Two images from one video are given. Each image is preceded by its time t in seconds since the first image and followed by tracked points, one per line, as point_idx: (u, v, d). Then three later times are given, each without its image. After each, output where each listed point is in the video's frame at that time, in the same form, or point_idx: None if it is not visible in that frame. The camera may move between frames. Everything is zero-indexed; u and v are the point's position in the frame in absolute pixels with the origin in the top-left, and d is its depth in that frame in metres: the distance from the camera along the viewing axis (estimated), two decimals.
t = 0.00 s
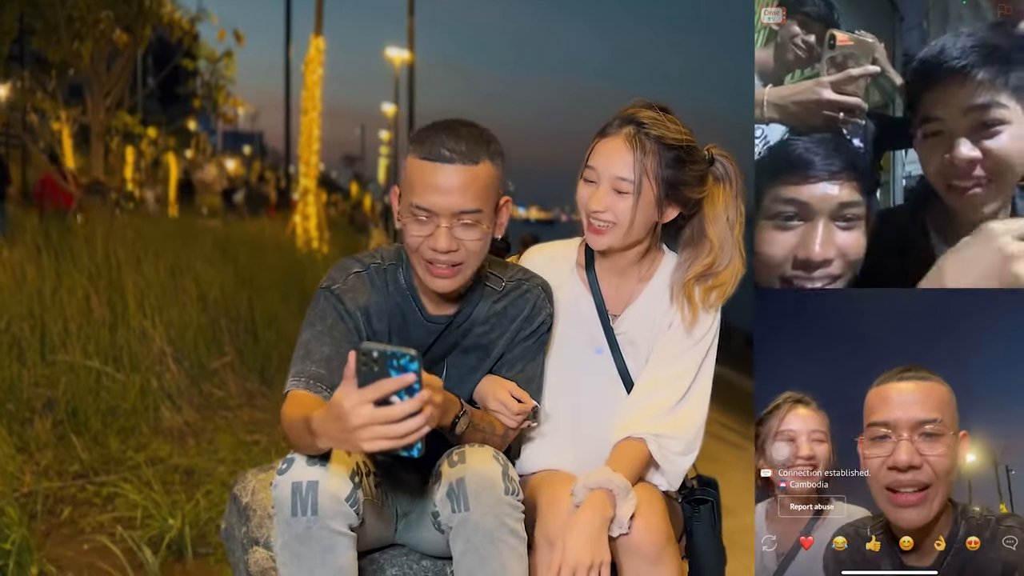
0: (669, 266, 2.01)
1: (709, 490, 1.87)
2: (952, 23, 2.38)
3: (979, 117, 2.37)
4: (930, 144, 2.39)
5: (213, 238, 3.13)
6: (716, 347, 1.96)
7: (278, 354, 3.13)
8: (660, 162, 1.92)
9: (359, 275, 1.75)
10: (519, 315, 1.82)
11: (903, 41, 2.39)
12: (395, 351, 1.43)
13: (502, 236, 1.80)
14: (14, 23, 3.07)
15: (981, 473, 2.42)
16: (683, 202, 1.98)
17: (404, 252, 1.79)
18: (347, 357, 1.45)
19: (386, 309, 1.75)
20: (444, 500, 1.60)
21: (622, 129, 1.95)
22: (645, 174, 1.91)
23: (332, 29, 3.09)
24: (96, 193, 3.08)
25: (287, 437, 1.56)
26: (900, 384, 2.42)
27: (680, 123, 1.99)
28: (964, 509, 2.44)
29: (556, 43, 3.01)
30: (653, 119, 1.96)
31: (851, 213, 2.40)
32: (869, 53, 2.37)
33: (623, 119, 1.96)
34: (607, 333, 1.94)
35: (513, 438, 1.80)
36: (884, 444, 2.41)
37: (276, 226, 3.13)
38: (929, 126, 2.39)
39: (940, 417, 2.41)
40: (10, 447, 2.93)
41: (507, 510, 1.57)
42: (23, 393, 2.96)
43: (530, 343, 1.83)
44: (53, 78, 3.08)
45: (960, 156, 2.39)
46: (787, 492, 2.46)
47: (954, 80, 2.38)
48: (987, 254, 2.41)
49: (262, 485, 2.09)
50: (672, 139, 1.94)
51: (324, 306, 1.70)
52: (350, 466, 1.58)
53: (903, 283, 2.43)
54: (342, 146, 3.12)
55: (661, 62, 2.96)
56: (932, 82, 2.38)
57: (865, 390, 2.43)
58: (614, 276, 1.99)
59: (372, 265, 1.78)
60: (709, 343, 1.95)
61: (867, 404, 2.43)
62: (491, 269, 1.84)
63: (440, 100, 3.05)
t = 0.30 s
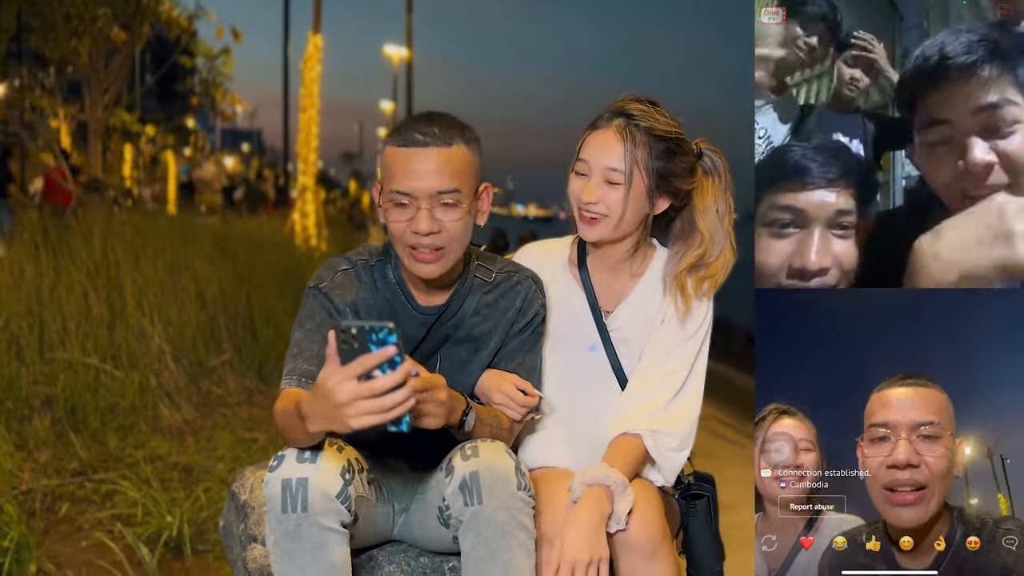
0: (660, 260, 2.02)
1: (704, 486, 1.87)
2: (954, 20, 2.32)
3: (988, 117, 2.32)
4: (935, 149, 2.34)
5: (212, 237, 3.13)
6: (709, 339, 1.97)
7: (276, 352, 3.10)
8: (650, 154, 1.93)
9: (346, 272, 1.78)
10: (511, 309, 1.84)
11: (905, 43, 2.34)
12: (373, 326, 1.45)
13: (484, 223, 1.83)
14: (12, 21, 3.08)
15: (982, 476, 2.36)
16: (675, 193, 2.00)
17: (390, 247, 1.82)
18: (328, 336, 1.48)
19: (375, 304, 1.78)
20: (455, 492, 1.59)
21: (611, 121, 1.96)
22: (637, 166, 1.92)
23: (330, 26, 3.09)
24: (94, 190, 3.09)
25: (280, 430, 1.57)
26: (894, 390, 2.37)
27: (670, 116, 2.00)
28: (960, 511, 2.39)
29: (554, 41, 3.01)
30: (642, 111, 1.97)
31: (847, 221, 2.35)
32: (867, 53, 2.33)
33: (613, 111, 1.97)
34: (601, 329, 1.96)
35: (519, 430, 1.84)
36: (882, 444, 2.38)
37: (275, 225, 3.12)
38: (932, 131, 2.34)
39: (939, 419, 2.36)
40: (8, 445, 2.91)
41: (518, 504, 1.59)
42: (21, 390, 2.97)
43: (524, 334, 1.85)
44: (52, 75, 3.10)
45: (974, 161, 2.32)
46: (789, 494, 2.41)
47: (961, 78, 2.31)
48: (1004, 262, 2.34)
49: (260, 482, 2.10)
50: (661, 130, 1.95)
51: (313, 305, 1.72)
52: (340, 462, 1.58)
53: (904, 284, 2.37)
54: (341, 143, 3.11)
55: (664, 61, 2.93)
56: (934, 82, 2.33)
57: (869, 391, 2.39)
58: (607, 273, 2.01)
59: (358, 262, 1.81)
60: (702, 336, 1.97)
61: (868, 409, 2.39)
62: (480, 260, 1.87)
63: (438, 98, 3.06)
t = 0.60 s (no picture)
0: (658, 260, 2.02)
1: (701, 484, 1.87)
2: (950, 20, 2.32)
3: (982, 131, 2.31)
4: (925, 161, 2.33)
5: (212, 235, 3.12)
6: (705, 337, 1.99)
7: (274, 350, 3.11)
8: (626, 156, 1.94)
9: (335, 272, 1.79)
10: (501, 301, 1.84)
11: (904, 44, 2.33)
12: (381, 306, 1.47)
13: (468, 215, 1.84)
14: (10, 20, 3.08)
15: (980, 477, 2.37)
16: (652, 198, 1.97)
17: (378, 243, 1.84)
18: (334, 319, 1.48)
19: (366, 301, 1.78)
20: (475, 485, 1.60)
21: (599, 121, 1.98)
22: (610, 168, 1.94)
23: (329, 24, 3.09)
24: (93, 189, 3.08)
25: (280, 426, 1.60)
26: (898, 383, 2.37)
27: (664, 117, 1.99)
28: (967, 506, 2.39)
29: (553, 39, 3.01)
30: (631, 112, 1.97)
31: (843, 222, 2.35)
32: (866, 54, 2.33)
33: (605, 111, 1.99)
34: (598, 327, 1.96)
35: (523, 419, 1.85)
36: (888, 439, 2.37)
37: (275, 224, 3.12)
38: (923, 143, 2.33)
39: (947, 414, 2.36)
40: (8, 444, 2.93)
41: (536, 499, 1.60)
42: (21, 389, 2.97)
43: (518, 328, 1.85)
44: (51, 74, 3.09)
45: (965, 180, 2.31)
46: (790, 493, 2.41)
47: (951, 91, 2.32)
48: (990, 281, 2.33)
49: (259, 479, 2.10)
50: (644, 134, 1.94)
51: (304, 305, 1.73)
52: (336, 457, 1.58)
53: (895, 285, 2.35)
54: (338, 140, 3.11)
55: (661, 59, 2.94)
56: (928, 89, 2.32)
57: (867, 393, 2.38)
58: (603, 272, 2.02)
59: (346, 260, 1.82)
60: (698, 336, 1.97)
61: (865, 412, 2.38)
62: (469, 253, 1.88)
63: (437, 96, 3.06)
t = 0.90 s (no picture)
0: (659, 260, 2.02)
1: (703, 482, 1.87)
2: (950, 20, 2.31)
3: (982, 134, 2.31)
4: (925, 163, 2.33)
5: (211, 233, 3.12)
6: (706, 336, 1.97)
7: (274, 348, 3.12)
8: (625, 158, 1.95)
9: (326, 273, 1.78)
10: (493, 297, 1.84)
11: (904, 46, 2.32)
12: (402, 308, 1.50)
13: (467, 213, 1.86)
14: (9, 18, 3.06)
15: (970, 475, 2.37)
16: (652, 200, 1.98)
17: (368, 244, 1.83)
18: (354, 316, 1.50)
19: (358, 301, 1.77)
20: (479, 484, 1.60)
21: (597, 122, 1.98)
22: (609, 169, 1.94)
23: (328, 22, 3.08)
24: (92, 187, 3.07)
25: (281, 423, 1.60)
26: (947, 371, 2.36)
27: (662, 118, 1.98)
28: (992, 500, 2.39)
29: (552, 38, 3.00)
30: (628, 113, 1.97)
31: (842, 222, 2.35)
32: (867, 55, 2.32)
33: (602, 112, 1.98)
34: (598, 326, 1.97)
35: (522, 417, 1.85)
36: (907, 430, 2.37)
37: (274, 223, 3.12)
38: (923, 145, 2.33)
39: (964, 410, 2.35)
40: (9, 442, 2.91)
41: (540, 498, 1.60)
42: (20, 388, 2.97)
43: (511, 325, 1.86)
44: (50, 72, 3.07)
45: (964, 183, 2.31)
46: (789, 493, 2.41)
47: (953, 95, 2.32)
48: (984, 284, 2.33)
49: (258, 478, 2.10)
50: (642, 135, 1.94)
51: (298, 306, 1.73)
52: (337, 457, 1.58)
53: (889, 285, 2.35)
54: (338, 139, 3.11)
55: (660, 57, 2.93)
56: (929, 91, 2.32)
57: (867, 392, 2.38)
58: (604, 271, 2.02)
59: (337, 261, 1.81)
60: (698, 335, 1.96)
61: (864, 412, 2.38)
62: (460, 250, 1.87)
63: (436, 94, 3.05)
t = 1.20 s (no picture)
0: (660, 259, 2.02)
1: (704, 480, 1.87)
2: (951, 20, 2.31)
3: (984, 134, 2.31)
4: (926, 163, 2.33)
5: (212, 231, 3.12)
6: (706, 336, 1.98)
7: (274, 347, 3.12)
8: (629, 157, 1.94)
9: (329, 271, 1.78)
10: (495, 297, 1.85)
11: (905, 45, 2.32)
12: (409, 311, 1.50)
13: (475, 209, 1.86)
14: (8, 16, 3.05)
15: (968, 472, 2.36)
16: (657, 197, 1.98)
17: (371, 242, 1.84)
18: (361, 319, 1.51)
19: (361, 300, 1.77)
20: (478, 482, 1.60)
21: (598, 123, 1.98)
22: (613, 169, 1.94)
23: (328, 20, 3.09)
24: (93, 186, 3.07)
25: (283, 421, 1.60)
26: (940, 372, 2.36)
27: (662, 115, 1.99)
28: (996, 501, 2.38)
29: (552, 37, 3.00)
30: (628, 112, 1.97)
31: (843, 222, 2.35)
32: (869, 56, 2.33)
33: (601, 112, 1.99)
34: (598, 325, 1.97)
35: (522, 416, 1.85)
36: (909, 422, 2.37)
37: (275, 219, 3.13)
38: (925, 144, 2.33)
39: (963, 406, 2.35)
40: (9, 440, 2.92)
41: (538, 497, 1.60)
42: (20, 386, 2.95)
43: (513, 323, 1.86)
44: (49, 70, 3.06)
45: (966, 183, 2.31)
46: (788, 492, 2.41)
47: (956, 96, 2.31)
48: (986, 284, 2.33)
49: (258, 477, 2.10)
50: (643, 133, 1.94)
51: (300, 304, 1.72)
52: (336, 455, 1.58)
53: (889, 285, 2.36)
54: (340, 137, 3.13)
55: (659, 56, 2.94)
56: (930, 91, 2.32)
57: (868, 391, 2.38)
58: (605, 269, 2.02)
59: (340, 259, 1.81)
60: (698, 335, 1.96)
61: (864, 411, 2.39)
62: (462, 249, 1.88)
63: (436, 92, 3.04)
